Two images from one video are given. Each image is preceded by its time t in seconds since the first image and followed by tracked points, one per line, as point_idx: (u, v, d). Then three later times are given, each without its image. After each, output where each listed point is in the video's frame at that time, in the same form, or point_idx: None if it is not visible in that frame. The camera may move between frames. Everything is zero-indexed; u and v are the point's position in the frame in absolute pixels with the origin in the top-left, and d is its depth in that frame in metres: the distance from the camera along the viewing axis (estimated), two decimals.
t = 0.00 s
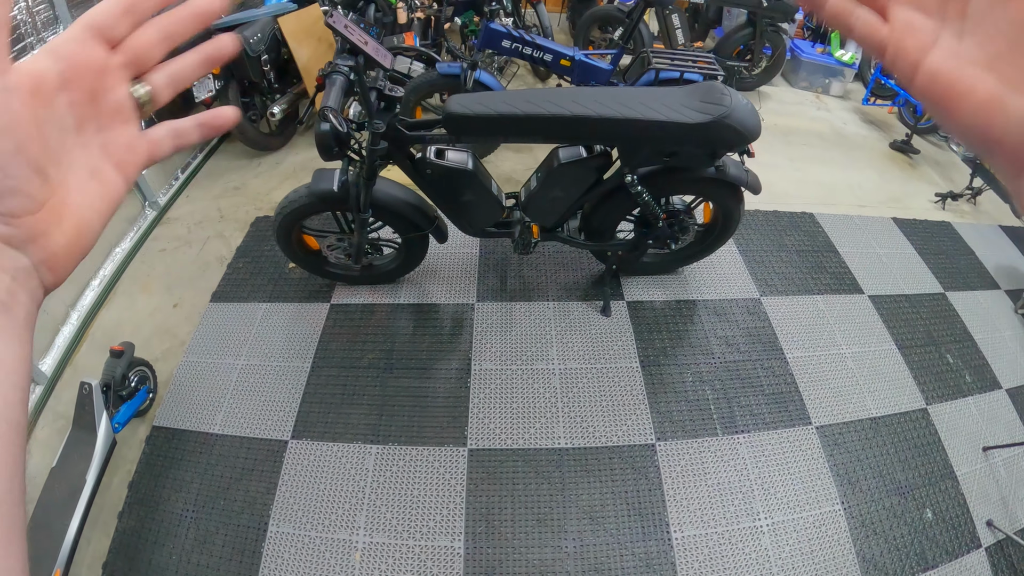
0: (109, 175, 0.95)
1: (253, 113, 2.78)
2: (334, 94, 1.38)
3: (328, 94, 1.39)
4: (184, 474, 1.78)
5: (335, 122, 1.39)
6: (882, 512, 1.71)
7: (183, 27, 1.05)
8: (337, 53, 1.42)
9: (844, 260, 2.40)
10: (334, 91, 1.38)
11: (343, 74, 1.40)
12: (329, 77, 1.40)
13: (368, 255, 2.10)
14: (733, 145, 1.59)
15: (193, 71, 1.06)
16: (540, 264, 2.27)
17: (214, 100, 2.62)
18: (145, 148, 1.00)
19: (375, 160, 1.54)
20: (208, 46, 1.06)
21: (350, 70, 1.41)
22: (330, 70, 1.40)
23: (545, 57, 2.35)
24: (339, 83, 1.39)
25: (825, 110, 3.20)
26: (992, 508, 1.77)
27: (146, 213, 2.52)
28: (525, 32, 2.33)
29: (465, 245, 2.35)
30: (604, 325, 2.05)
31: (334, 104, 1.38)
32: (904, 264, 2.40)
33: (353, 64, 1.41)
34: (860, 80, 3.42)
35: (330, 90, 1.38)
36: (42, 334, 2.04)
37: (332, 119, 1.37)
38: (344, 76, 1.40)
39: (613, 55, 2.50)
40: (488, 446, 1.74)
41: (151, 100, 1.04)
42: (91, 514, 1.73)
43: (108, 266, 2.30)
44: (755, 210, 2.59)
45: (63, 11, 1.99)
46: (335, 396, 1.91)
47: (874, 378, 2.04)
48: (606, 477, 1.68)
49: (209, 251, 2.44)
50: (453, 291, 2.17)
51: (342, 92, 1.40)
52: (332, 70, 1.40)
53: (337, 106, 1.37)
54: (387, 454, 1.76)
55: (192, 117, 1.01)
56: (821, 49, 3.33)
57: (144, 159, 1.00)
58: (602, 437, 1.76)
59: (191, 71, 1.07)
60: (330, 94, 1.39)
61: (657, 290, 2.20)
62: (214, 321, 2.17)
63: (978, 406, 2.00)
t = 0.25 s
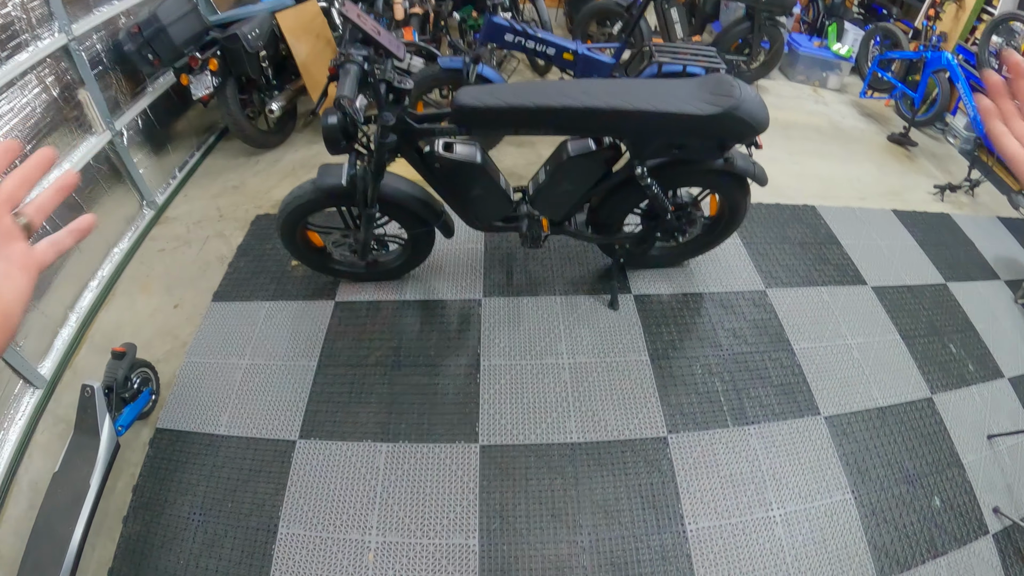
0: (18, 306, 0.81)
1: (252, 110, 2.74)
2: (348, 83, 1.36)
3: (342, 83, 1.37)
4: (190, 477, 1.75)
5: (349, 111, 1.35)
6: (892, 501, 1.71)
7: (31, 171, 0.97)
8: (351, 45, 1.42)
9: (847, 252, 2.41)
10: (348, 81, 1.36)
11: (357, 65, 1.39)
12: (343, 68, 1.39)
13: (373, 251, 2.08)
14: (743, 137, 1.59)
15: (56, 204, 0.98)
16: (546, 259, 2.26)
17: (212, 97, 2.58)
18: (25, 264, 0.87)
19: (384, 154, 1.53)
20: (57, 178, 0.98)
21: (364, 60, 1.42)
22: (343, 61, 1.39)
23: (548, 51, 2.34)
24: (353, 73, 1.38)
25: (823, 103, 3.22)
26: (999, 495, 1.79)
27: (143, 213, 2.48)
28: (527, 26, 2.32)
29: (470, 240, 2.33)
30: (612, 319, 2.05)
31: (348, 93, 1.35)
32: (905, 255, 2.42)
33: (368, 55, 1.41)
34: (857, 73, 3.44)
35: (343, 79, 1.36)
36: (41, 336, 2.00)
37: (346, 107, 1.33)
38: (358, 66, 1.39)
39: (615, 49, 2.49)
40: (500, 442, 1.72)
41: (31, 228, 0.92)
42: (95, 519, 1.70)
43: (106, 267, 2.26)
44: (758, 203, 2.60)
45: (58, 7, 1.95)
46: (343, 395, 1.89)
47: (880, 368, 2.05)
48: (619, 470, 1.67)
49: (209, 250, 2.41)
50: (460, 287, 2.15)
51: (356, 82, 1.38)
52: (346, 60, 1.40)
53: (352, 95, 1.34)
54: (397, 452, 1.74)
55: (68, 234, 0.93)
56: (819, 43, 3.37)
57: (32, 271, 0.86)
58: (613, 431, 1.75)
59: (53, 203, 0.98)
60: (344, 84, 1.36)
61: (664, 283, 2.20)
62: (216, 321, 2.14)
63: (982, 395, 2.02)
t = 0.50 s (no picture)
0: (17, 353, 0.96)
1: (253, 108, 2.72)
2: (355, 78, 1.37)
3: (349, 78, 1.38)
4: (192, 477, 1.74)
5: (355, 106, 1.36)
6: (898, 500, 1.71)
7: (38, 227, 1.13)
8: (358, 42, 1.44)
9: (851, 250, 2.40)
10: (355, 76, 1.37)
11: (364, 60, 1.41)
12: (350, 63, 1.40)
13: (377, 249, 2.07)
14: (750, 135, 1.58)
15: (50, 242, 1.14)
16: (549, 257, 2.24)
17: (213, 94, 2.56)
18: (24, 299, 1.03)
19: (389, 151, 1.51)
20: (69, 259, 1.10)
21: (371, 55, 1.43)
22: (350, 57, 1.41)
23: (552, 48, 2.32)
24: (360, 68, 1.40)
25: (827, 101, 3.21)
26: (1003, 495, 1.78)
27: (144, 211, 2.46)
28: (531, 22, 2.30)
29: (473, 238, 2.32)
30: (617, 318, 2.04)
31: (355, 88, 1.36)
32: (910, 254, 2.41)
33: (374, 50, 1.43)
34: (860, 72, 3.43)
35: (351, 75, 1.37)
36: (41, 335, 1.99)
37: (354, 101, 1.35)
38: (364, 61, 1.41)
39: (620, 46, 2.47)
40: (505, 441, 1.71)
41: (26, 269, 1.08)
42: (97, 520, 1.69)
43: (106, 266, 2.24)
44: (761, 201, 2.59)
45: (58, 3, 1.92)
46: (347, 394, 1.88)
47: (885, 367, 2.04)
48: (625, 470, 1.66)
49: (210, 249, 2.39)
50: (463, 285, 2.14)
51: (363, 78, 1.39)
52: (353, 56, 1.41)
53: (359, 89, 1.36)
54: (401, 452, 1.73)
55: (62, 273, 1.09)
56: (821, 41, 3.34)
57: (30, 306, 1.02)
58: (619, 430, 1.74)
59: (47, 241, 1.14)
60: (351, 79, 1.38)
61: (668, 281, 2.19)
62: (218, 319, 2.12)
63: (986, 394, 2.02)
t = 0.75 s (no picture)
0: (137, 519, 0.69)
1: (257, 103, 2.72)
2: (354, 76, 1.33)
3: (348, 75, 1.34)
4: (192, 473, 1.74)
5: (354, 104, 1.33)
6: (899, 507, 1.69)
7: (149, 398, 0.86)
8: (358, 36, 1.40)
9: (856, 253, 2.38)
10: (354, 74, 1.33)
11: (364, 57, 1.37)
12: (349, 59, 1.36)
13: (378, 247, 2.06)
14: (755, 135, 1.56)
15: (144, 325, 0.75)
16: (551, 256, 2.23)
17: (217, 89, 2.55)
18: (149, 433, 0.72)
19: (390, 148, 1.50)
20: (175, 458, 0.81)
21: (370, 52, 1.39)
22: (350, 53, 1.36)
23: (557, 46, 2.30)
24: (359, 65, 1.35)
25: (834, 102, 3.17)
26: (1006, 503, 1.76)
27: (148, 205, 2.48)
28: (536, 19, 2.28)
29: (476, 236, 2.31)
30: (619, 318, 2.02)
31: (354, 86, 1.32)
32: (916, 258, 2.39)
33: (374, 46, 1.38)
34: (868, 73, 3.40)
35: (349, 72, 1.33)
36: (43, 329, 1.99)
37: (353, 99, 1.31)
38: (364, 58, 1.37)
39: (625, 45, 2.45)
40: (503, 441, 1.70)
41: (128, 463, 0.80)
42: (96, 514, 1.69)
43: (109, 259, 2.27)
44: (766, 202, 2.57)
45: None
46: (346, 392, 1.87)
47: (889, 372, 2.02)
48: (623, 472, 1.65)
49: (212, 244, 2.39)
50: (465, 283, 2.13)
51: (362, 75, 1.35)
52: (352, 53, 1.37)
53: (357, 87, 1.31)
54: (400, 450, 1.72)
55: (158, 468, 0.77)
56: (829, 42, 3.31)
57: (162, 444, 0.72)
58: (619, 432, 1.73)
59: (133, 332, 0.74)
60: (350, 77, 1.34)
61: (671, 282, 2.17)
62: (219, 315, 2.12)
63: (991, 400, 1.99)
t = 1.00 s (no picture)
0: None
1: (264, 98, 2.72)
2: (348, 75, 1.41)
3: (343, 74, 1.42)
4: (190, 466, 1.74)
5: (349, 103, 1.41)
6: (900, 519, 1.66)
7: None
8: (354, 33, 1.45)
9: (864, 259, 2.34)
10: (349, 74, 1.41)
11: (358, 56, 1.42)
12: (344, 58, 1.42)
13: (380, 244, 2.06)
14: (761, 137, 1.53)
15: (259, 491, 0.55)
16: (554, 256, 2.21)
17: (224, 83, 2.56)
18: None
19: (391, 146, 1.50)
20: None
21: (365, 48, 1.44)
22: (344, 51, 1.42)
23: (564, 44, 2.28)
24: (353, 64, 1.41)
25: (846, 104, 3.13)
26: (1010, 517, 1.72)
27: (154, 198, 2.49)
28: (543, 17, 2.26)
29: (479, 235, 2.30)
30: (620, 320, 2.01)
31: (348, 86, 1.41)
32: (925, 264, 2.34)
33: (368, 44, 1.43)
34: (882, 75, 3.34)
35: (343, 71, 1.40)
36: (48, 320, 2.01)
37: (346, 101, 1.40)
38: (358, 56, 1.42)
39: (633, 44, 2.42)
40: (500, 443, 1.70)
41: None
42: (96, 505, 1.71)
43: (115, 252, 2.28)
44: (774, 205, 2.53)
45: None
46: (345, 389, 1.87)
47: (895, 380, 1.98)
48: (620, 477, 1.64)
49: (217, 239, 2.40)
50: (466, 282, 2.12)
51: (356, 73, 1.42)
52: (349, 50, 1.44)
53: (350, 89, 1.40)
54: (396, 449, 1.72)
55: None
56: (842, 43, 3.25)
57: None
58: (616, 435, 1.72)
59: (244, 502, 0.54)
60: (345, 77, 1.41)
61: (674, 285, 2.15)
62: (222, 309, 2.13)
63: (998, 412, 1.95)
